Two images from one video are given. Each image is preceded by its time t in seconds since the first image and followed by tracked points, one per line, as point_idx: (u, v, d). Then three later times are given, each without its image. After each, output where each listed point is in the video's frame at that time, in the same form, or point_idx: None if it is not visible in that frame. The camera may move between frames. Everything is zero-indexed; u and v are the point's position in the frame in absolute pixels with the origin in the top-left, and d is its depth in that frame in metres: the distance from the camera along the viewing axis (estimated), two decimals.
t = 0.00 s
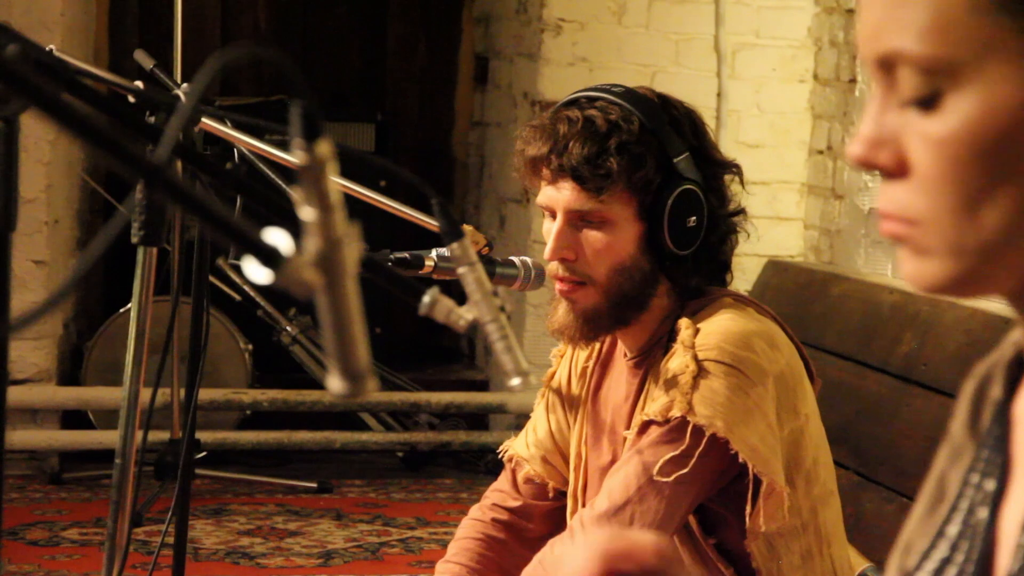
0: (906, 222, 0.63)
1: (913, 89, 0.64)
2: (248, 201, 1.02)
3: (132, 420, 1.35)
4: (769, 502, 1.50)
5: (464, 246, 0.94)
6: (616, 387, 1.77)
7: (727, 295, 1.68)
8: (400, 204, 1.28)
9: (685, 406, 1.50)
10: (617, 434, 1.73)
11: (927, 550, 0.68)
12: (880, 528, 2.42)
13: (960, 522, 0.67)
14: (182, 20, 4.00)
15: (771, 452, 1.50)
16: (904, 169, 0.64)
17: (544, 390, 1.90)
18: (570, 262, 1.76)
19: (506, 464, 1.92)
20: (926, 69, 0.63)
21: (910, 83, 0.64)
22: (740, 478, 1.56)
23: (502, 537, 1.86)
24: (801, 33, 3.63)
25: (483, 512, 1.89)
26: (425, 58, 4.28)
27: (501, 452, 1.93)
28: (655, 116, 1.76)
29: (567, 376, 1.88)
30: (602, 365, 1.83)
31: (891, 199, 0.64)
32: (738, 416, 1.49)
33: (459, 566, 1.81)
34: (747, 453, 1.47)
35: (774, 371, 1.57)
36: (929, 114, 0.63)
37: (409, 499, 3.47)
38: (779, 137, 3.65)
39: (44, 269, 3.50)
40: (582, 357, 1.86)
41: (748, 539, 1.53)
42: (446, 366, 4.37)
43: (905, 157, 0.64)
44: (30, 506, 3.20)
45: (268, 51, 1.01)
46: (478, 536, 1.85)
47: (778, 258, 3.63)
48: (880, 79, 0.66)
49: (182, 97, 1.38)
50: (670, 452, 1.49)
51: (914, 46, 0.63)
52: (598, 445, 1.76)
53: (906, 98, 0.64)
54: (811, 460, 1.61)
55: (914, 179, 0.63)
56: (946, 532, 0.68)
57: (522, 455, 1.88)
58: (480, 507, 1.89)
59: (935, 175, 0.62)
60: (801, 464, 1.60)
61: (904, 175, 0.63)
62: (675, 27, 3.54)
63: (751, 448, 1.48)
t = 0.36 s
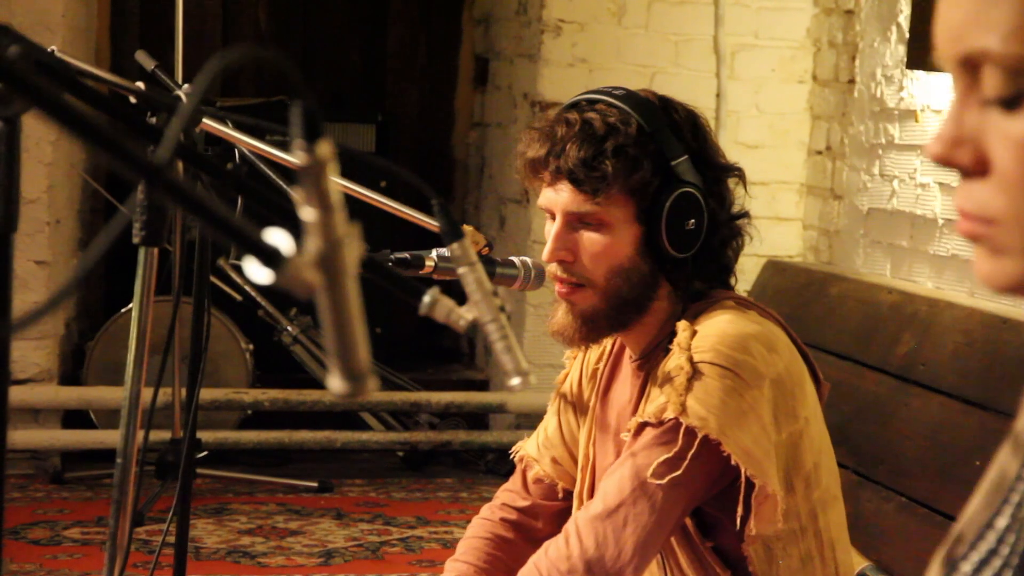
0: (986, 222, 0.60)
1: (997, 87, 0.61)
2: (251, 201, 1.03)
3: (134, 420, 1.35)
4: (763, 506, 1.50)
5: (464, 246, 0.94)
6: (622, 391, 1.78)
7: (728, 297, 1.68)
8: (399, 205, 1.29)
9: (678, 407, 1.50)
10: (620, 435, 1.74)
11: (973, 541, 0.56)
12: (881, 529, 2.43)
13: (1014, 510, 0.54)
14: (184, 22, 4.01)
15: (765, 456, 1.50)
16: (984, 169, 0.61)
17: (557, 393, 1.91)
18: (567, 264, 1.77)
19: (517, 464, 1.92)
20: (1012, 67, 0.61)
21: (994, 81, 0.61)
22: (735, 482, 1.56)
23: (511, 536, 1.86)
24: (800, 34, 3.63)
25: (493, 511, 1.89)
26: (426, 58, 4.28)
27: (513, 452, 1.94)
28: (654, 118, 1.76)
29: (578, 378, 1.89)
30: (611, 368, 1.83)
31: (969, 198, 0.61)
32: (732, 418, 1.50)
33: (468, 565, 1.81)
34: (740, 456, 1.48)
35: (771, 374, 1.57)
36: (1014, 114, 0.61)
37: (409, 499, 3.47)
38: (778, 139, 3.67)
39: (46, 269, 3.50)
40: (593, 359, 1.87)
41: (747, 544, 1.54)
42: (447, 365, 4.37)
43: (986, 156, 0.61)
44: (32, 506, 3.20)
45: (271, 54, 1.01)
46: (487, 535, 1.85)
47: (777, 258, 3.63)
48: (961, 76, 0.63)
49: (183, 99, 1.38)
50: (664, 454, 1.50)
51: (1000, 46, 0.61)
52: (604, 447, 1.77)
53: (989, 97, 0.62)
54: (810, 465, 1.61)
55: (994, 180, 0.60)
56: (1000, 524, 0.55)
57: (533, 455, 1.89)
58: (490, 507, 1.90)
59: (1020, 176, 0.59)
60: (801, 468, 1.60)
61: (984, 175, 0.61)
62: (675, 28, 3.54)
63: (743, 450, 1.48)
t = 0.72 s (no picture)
0: (963, 206, 0.69)
1: (979, 79, 0.71)
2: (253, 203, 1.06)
3: (141, 418, 1.38)
4: (763, 502, 1.53)
5: (464, 247, 0.96)
6: (621, 390, 1.80)
7: (727, 297, 1.71)
8: (402, 206, 1.31)
9: (679, 407, 1.53)
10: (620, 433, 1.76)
11: (949, 539, 0.71)
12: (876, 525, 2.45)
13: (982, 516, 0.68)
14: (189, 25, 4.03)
15: (763, 454, 1.52)
16: (963, 156, 0.70)
17: (557, 391, 1.94)
18: (569, 265, 1.79)
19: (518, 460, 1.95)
20: (992, 61, 0.70)
21: (977, 73, 0.71)
22: (734, 479, 1.59)
23: (511, 531, 1.88)
24: (796, 38, 3.65)
25: (494, 507, 1.91)
26: (428, 60, 4.31)
27: (514, 448, 1.96)
28: (654, 121, 1.79)
29: (578, 376, 1.92)
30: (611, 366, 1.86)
31: (952, 184, 0.70)
32: (732, 417, 1.52)
33: (468, 560, 1.84)
34: (739, 454, 1.50)
35: (769, 374, 1.60)
36: (989, 103, 0.70)
37: (412, 495, 3.50)
38: (774, 141, 3.69)
39: (55, 270, 3.54)
40: (593, 357, 1.90)
41: (744, 539, 1.56)
42: (448, 364, 4.40)
43: (965, 145, 0.70)
44: (41, 502, 3.23)
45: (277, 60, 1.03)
46: (487, 530, 1.88)
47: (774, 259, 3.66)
48: (950, 71, 0.73)
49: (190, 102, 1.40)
50: (666, 453, 1.52)
51: (982, 37, 0.71)
52: (604, 443, 1.79)
53: (971, 88, 0.71)
54: (807, 462, 1.64)
55: (972, 164, 0.69)
56: (970, 523, 0.70)
57: (533, 451, 1.91)
58: (491, 502, 1.92)
59: (994, 160, 0.68)
60: (798, 466, 1.63)
61: (963, 161, 0.70)
62: (674, 31, 3.57)
63: (743, 450, 1.51)
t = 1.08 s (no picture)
0: (872, 197, 0.68)
1: (889, 68, 0.69)
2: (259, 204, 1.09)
3: (148, 415, 1.40)
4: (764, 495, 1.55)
5: (465, 246, 0.98)
6: (615, 381, 1.83)
7: (724, 296, 1.74)
8: (404, 208, 1.32)
9: (686, 405, 1.55)
10: (613, 427, 1.79)
11: (884, 538, 0.76)
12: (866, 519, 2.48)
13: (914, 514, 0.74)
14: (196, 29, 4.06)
15: (767, 450, 1.55)
16: (872, 146, 0.69)
17: (541, 381, 1.96)
18: (572, 264, 1.82)
19: (506, 453, 1.98)
20: (903, 50, 0.68)
21: (888, 62, 0.69)
22: (735, 472, 1.61)
23: (502, 524, 1.91)
24: (789, 44, 3.68)
25: (484, 500, 1.94)
26: (429, 64, 4.33)
27: (501, 441, 1.99)
28: (654, 123, 1.82)
29: (564, 369, 1.95)
30: (600, 360, 1.88)
31: (861, 173, 0.69)
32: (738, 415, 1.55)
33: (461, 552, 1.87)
34: (745, 450, 1.53)
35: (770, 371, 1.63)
36: (900, 93, 0.68)
37: (414, 491, 3.53)
38: (769, 144, 3.72)
39: (64, 270, 3.55)
40: (580, 351, 1.92)
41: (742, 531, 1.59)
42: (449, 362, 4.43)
43: (874, 134, 0.69)
44: (50, 498, 3.26)
45: (279, 64, 1.04)
46: (479, 523, 1.90)
47: (770, 260, 3.68)
48: (863, 60, 0.71)
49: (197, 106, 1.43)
50: (672, 448, 1.54)
51: (894, 30, 0.69)
52: (595, 436, 1.82)
53: (881, 78, 0.69)
54: (803, 455, 1.67)
55: (881, 155, 0.68)
56: (903, 519, 0.76)
57: (522, 445, 1.93)
58: (481, 495, 1.94)
59: (902, 153, 0.67)
60: (795, 459, 1.65)
61: (872, 151, 0.69)
62: (672, 36, 3.59)
63: (748, 446, 1.54)
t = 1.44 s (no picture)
0: (817, 217, 0.72)
1: (823, 91, 0.72)
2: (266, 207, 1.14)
3: (158, 412, 1.44)
4: (758, 492, 1.59)
5: (468, 249, 1.01)
6: (613, 383, 1.86)
7: (720, 297, 1.76)
8: (407, 211, 1.36)
9: (681, 404, 1.59)
10: (612, 426, 1.83)
11: (855, 542, 0.80)
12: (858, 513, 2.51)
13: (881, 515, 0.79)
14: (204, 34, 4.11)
15: (760, 448, 1.59)
16: (813, 167, 0.72)
17: (546, 383, 1.99)
18: (571, 268, 1.86)
19: (510, 453, 2.00)
20: (833, 73, 0.71)
21: (820, 86, 0.72)
22: (730, 470, 1.65)
23: (506, 522, 1.95)
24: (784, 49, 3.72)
25: (489, 498, 1.98)
26: (432, 68, 4.37)
27: (506, 441, 2.02)
28: (651, 129, 1.86)
29: (568, 371, 1.97)
30: (600, 361, 1.91)
31: (804, 194, 0.73)
32: (731, 413, 1.58)
33: (466, 549, 1.91)
34: (738, 448, 1.57)
35: (763, 371, 1.66)
36: (835, 116, 0.72)
37: (417, 487, 3.56)
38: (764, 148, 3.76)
39: (75, 271, 3.58)
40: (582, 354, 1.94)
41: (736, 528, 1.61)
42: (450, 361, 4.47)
43: (814, 156, 0.72)
44: (62, 493, 3.30)
45: (286, 69, 1.06)
46: (484, 521, 1.95)
47: (766, 261, 3.72)
48: (795, 83, 0.74)
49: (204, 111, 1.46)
50: (667, 446, 1.58)
51: (825, 55, 0.72)
52: (595, 436, 1.85)
53: (816, 101, 0.73)
54: (797, 454, 1.69)
55: (822, 177, 0.72)
56: (871, 524, 0.80)
57: (525, 445, 1.96)
58: (486, 493, 1.99)
59: (842, 175, 0.71)
60: (788, 457, 1.68)
61: (813, 174, 0.72)
62: (668, 42, 3.64)
63: (741, 443, 1.57)
